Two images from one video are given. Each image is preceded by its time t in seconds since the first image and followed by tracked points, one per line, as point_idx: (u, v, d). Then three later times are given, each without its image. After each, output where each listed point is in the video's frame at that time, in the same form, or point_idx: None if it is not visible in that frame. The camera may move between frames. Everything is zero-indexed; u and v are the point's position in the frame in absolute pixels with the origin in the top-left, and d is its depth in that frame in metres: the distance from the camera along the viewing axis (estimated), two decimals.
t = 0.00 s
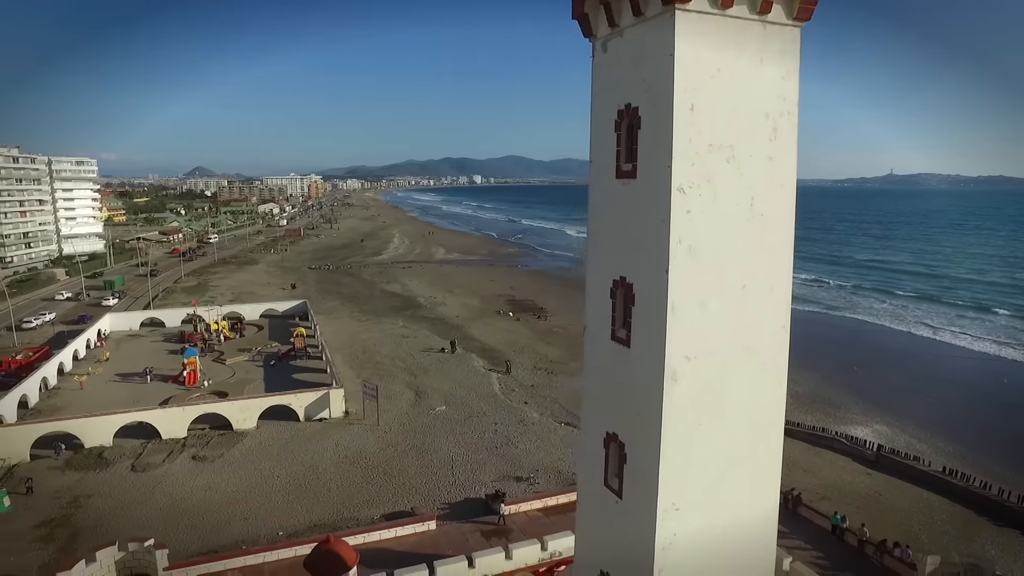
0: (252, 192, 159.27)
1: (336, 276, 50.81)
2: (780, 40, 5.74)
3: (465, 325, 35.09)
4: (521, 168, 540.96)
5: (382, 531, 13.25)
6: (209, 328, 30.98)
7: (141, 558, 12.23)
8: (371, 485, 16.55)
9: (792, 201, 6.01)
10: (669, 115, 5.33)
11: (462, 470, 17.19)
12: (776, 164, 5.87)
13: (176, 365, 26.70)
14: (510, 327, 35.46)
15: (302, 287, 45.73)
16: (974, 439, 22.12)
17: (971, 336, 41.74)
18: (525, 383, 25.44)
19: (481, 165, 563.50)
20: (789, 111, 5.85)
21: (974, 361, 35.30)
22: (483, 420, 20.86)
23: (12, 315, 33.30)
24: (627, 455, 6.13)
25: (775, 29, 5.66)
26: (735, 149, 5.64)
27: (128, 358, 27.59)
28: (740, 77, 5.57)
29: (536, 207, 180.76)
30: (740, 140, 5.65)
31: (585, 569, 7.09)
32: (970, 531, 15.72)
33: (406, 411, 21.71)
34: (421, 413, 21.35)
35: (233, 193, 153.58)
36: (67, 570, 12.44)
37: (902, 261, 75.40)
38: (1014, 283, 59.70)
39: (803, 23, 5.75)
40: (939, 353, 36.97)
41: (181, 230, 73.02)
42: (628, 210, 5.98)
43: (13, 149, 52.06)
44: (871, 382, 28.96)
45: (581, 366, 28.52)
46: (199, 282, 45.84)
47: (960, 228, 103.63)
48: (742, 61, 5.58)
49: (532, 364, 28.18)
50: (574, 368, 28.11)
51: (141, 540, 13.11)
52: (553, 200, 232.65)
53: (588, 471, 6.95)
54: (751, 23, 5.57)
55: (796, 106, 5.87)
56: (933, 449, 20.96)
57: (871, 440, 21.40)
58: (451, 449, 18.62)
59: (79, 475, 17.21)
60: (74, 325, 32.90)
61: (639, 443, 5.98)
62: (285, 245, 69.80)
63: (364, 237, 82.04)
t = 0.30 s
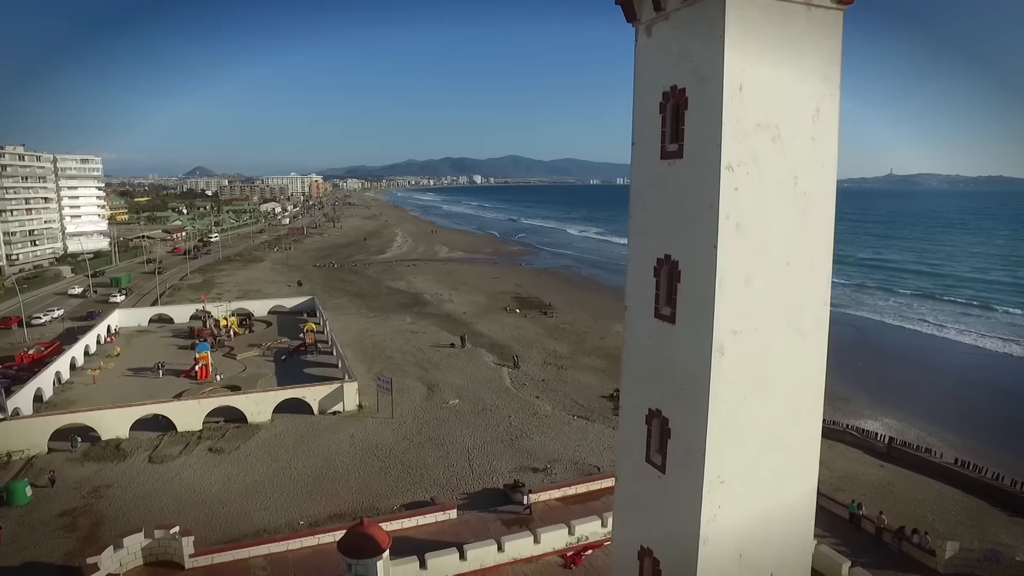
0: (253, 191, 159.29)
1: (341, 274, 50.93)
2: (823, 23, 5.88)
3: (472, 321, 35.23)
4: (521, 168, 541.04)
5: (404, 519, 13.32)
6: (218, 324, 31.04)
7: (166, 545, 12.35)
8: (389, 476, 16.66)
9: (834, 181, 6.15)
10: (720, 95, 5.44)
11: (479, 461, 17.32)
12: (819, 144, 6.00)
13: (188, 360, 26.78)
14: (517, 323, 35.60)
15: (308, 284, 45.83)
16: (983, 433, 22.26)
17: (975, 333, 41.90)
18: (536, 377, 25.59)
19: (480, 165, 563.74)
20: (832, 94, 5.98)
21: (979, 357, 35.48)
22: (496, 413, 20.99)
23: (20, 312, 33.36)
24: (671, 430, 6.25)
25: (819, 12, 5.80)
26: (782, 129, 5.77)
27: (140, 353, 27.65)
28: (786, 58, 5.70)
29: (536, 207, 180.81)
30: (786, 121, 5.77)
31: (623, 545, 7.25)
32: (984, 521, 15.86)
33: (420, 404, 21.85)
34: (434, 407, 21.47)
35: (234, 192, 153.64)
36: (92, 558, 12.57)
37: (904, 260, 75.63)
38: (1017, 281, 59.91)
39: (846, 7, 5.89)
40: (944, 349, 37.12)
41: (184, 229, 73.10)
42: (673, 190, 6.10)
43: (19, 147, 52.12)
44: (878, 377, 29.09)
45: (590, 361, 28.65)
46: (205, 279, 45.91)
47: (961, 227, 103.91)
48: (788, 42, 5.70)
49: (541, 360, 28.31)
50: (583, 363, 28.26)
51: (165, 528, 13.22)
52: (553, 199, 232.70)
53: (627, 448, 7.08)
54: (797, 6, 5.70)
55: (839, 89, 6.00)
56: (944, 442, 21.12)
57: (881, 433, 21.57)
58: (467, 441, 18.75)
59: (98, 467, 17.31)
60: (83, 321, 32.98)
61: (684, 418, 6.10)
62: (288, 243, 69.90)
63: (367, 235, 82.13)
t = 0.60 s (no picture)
0: (252, 190, 159.27)
1: (345, 271, 51.03)
2: (863, 6, 6.01)
3: (479, 317, 35.38)
4: (520, 168, 540.91)
5: (423, 508, 13.41)
6: (226, 320, 31.11)
7: (190, 533, 12.42)
8: (404, 467, 16.76)
9: (871, 161, 6.29)
10: (766, 76, 5.57)
11: (494, 452, 17.45)
12: (858, 126, 6.13)
13: (197, 354, 26.85)
14: (523, 319, 35.76)
15: (312, 282, 45.91)
16: (990, 425, 22.44)
17: (977, 329, 42.13)
18: (545, 371, 25.77)
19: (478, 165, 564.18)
20: (870, 76, 6.13)
21: (982, 353, 35.71)
22: (508, 405, 21.13)
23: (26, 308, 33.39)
24: (712, 406, 6.39)
25: None
26: (824, 109, 5.89)
27: (148, 348, 27.70)
28: (828, 41, 5.83)
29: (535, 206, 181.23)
30: (828, 102, 5.90)
31: (658, 521, 7.40)
32: (995, 510, 16.02)
33: (431, 397, 21.97)
34: (446, 400, 21.60)
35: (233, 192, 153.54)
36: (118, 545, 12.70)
37: (904, 258, 75.97)
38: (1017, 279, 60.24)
39: None
40: (947, 345, 37.35)
41: (186, 227, 73.07)
42: (715, 170, 6.22)
43: (22, 145, 52.10)
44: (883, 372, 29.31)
45: (597, 357, 28.80)
46: (209, 276, 45.95)
47: (960, 226, 104.35)
48: (831, 24, 5.83)
49: (549, 354, 28.48)
50: (591, 358, 28.41)
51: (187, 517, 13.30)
52: (552, 199, 233.19)
53: (664, 426, 7.20)
54: None
55: (876, 72, 6.15)
56: (951, 434, 21.29)
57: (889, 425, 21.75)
58: (480, 433, 18.88)
59: (114, 458, 17.39)
60: (89, 317, 32.99)
61: (726, 393, 6.22)
62: (290, 241, 69.95)
63: (368, 234, 82.27)
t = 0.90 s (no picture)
0: (242, 189, 158.17)
1: (341, 269, 50.99)
2: None
3: (478, 313, 35.55)
4: (510, 168, 540.96)
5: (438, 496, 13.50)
6: (225, 316, 30.97)
7: (207, 522, 12.44)
8: (414, 458, 16.84)
9: (898, 143, 6.48)
10: (802, 57, 5.74)
11: (502, 443, 17.58)
12: (887, 107, 6.31)
13: (198, 350, 26.73)
14: (522, 315, 35.96)
15: (309, 279, 45.81)
16: (985, 415, 22.95)
17: (968, 324, 42.84)
18: (548, 365, 25.98)
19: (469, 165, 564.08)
20: (899, 59, 6.32)
21: (973, 347, 36.38)
22: (513, 398, 21.28)
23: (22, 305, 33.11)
24: (744, 379, 6.56)
25: None
26: (856, 91, 6.07)
27: (148, 344, 27.53)
28: (860, 24, 6.00)
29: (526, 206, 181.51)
30: (860, 84, 6.08)
31: (687, 496, 7.58)
32: (995, 494, 16.39)
33: (436, 390, 22.08)
34: (451, 393, 21.71)
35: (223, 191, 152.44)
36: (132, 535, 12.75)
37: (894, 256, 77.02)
38: (1003, 276, 61.36)
39: None
40: (939, 340, 38.00)
41: (178, 226, 72.56)
42: (747, 150, 6.39)
43: (13, 142, 51.55)
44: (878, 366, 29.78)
45: (597, 351, 29.04)
46: (205, 274, 45.73)
47: (946, 224, 106.09)
48: (863, 7, 5.99)
49: (550, 349, 28.70)
50: (591, 353, 28.65)
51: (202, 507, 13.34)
52: (543, 199, 233.74)
53: (694, 403, 7.36)
54: None
55: (904, 56, 6.33)
56: (948, 423, 21.73)
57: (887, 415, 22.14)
58: (488, 424, 19.00)
59: (121, 451, 17.35)
60: (86, 314, 32.75)
61: (759, 368, 6.39)
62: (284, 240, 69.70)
63: (362, 233, 82.27)
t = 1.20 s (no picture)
0: (229, 189, 156.72)
1: (334, 267, 50.84)
2: None
3: (474, 309, 35.69)
4: (497, 168, 541.08)
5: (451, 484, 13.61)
6: (221, 312, 30.81)
7: (221, 511, 12.40)
8: (421, 448, 16.93)
9: (920, 125, 6.72)
10: (833, 40, 5.93)
11: (509, 433, 17.73)
12: (910, 91, 6.54)
13: (196, 346, 26.56)
14: (518, 310, 36.16)
15: (303, 276, 45.63)
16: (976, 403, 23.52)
17: (954, 318, 43.72)
18: (547, 358, 26.19)
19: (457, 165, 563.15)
20: (921, 44, 6.55)
21: (960, 340, 37.14)
22: (516, 390, 21.44)
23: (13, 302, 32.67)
24: (773, 354, 6.75)
25: None
26: (883, 74, 6.28)
27: (145, 340, 27.33)
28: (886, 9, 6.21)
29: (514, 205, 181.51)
30: (886, 67, 6.29)
31: (713, 472, 7.76)
32: (989, 476, 16.85)
33: (439, 383, 22.18)
34: (454, 385, 21.82)
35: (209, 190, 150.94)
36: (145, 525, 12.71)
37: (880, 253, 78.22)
38: (986, 272, 62.61)
39: None
40: (927, 333, 38.79)
41: (166, 225, 71.80)
42: (777, 131, 6.57)
43: None
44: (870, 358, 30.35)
45: (595, 345, 29.32)
46: (197, 272, 45.38)
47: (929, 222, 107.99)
48: None
49: (548, 343, 28.93)
50: (590, 347, 28.92)
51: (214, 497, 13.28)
52: (532, 198, 234.20)
53: (719, 381, 7.54)
54: None
55: (927, 42, 6.57)
56: (941, 411, 22.26)
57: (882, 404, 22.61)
58: (493, 416, 19.15)
59: (126, 445, 17.25)
60: (78, 311, 32.40)
61: (788, 343, 6.58)
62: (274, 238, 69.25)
63: (352, 231, 81.89)
